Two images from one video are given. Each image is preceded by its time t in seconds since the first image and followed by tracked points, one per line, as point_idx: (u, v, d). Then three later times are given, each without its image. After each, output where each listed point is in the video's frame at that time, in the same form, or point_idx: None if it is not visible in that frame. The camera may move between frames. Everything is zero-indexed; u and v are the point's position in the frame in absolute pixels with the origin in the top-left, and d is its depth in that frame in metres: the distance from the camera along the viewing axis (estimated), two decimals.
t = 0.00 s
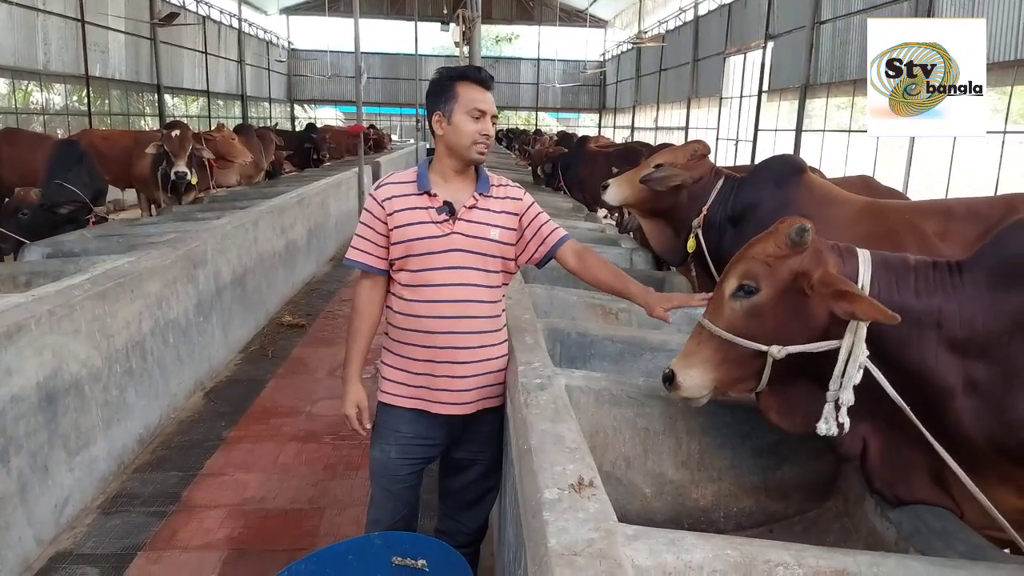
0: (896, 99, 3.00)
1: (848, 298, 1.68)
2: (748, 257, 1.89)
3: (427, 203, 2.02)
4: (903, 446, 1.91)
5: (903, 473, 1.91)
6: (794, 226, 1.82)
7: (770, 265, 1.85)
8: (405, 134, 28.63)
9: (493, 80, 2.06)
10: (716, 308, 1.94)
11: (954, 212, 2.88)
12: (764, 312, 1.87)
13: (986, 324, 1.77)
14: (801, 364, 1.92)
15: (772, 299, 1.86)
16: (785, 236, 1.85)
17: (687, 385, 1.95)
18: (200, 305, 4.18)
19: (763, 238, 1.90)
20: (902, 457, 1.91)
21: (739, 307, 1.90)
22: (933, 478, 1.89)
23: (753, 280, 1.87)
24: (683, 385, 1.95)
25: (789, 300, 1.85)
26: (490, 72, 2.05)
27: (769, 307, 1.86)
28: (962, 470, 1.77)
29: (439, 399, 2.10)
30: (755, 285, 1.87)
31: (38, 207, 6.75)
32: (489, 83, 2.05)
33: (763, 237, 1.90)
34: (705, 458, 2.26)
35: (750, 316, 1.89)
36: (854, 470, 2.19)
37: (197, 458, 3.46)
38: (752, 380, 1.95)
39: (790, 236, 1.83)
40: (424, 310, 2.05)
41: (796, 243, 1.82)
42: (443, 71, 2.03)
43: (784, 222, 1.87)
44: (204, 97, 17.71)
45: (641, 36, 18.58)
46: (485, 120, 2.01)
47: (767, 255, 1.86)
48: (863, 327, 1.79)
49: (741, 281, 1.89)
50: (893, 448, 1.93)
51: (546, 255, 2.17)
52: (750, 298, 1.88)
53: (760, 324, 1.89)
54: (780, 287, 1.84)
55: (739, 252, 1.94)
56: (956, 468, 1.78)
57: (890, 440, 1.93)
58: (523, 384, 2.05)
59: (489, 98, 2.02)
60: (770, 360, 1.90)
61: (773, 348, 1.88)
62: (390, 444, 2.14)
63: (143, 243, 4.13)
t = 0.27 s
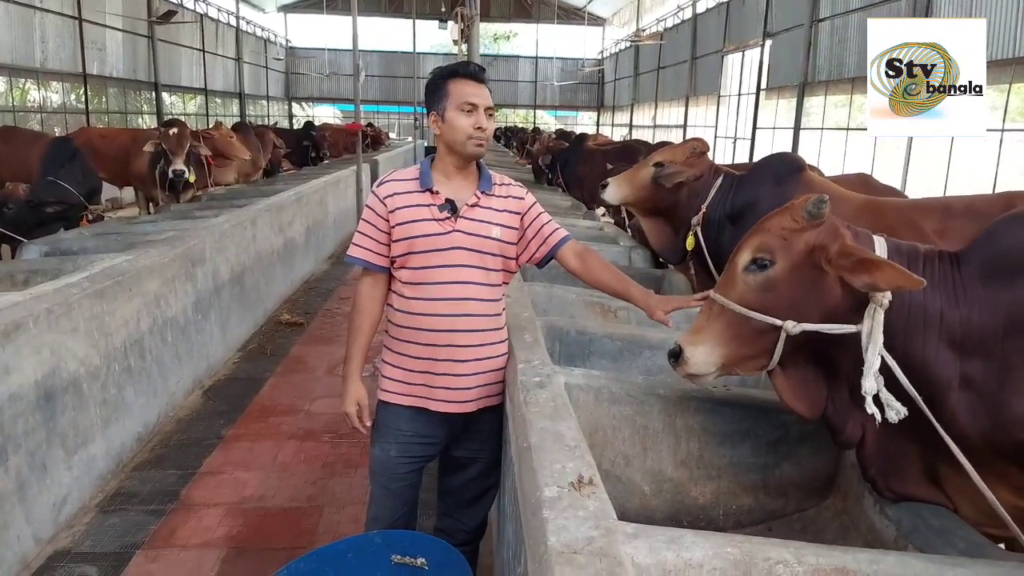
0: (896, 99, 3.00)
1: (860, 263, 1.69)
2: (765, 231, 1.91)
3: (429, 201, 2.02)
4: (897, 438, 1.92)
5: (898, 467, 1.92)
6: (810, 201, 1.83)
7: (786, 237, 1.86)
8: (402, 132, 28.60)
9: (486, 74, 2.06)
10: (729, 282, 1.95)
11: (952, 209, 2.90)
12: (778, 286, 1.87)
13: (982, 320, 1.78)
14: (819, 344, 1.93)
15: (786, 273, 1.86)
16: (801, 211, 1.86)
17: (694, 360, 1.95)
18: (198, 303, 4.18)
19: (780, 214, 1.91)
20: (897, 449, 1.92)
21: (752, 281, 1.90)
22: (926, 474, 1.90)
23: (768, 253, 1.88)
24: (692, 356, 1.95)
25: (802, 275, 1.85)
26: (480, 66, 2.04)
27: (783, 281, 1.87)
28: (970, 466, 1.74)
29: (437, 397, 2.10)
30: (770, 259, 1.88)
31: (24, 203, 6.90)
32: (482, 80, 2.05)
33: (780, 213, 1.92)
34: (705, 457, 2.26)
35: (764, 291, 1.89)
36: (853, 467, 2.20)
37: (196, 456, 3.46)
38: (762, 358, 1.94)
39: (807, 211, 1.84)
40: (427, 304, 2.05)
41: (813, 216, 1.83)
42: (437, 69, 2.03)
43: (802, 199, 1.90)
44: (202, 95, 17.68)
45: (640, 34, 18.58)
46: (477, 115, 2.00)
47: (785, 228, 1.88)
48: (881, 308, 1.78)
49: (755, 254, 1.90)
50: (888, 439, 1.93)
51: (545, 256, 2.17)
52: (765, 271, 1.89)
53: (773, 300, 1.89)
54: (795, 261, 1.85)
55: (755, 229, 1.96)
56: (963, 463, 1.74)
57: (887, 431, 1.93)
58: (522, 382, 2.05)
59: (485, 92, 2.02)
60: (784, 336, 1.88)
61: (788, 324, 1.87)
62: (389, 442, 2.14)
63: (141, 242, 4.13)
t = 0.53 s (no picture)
0: (896, 99, 2.99)
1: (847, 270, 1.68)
2: (758, 232, 1.89)
3: (428, 198, 2.01)
4: (893, 439, 1.91)
5: (896, 470, 1.91)
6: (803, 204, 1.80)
7: (776, 238, 1.85)
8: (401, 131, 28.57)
9: (489, 74, 2.04)
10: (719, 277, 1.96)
11: (950, 208, 2.92)
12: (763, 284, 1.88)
13: (979, 320, 1.77)
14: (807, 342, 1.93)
15: (774, 272, 1.86)
16: (794, 211, 1.83)
17: (675, 345, 1.99)
18: (196, 302, 4.17)
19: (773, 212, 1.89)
20: (891, 450, 1.90)
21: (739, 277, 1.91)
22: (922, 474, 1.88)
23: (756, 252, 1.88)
24: (673, 342, 1.99)
25: (789, 276, 1.85)
26: (484, 65, 2.02)
27: (770, 280, 1.87)
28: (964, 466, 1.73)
29: (436, 396, 2.10)
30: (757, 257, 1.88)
31: (19, 199, 6.91)
32: (487, 79, 2.04)
33: (774, 212, 1.89)
34: (703, 455, 2.26)
35: (750, 287, 1.90)
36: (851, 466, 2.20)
37: (193, 455, 3.45)
38: (744, 348, 1.97)
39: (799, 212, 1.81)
40: (424, 303, 2.04)
41: (805, 220, 1.80)
42: (439, 66, 2.02)
43: (798, 200, 1.86)
44: (200, 93, 17.65)
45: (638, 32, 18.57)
46: (479, 115, 1.99)
47: (777, 229, 1.86)
48: (869, 314, 1.76)
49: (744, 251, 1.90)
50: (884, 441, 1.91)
51: (547, 251, 2.15)
52: (752, 268, 1.89)
53: (757, 295, 1.90)
54: (783, 260, 1.85)
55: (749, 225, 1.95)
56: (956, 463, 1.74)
57: (884, 432, 1.92)
58: (520, 380, 2.05)
59: (487, 93, 2.01)
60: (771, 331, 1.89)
61: (775, 321, 1.87)
62: (387, 441, 2.14)
63: (138, 240, 4.12)
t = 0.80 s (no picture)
0: (896, 98, 2.99)
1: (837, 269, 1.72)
2: (735, 248, 1.92)
3: (424, 197, 2.01)
4: (891, 439, 1.90)
5: (892, 470, 1.90)
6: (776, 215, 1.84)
7: (754, 253, 1.87)
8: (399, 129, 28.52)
9: (494, 74, 2.04)
10: (708, 296, 1.99)
11: (949, 206, 2.91)
12: (750, 298, 1.90)
13: (973, 318, 1.77)
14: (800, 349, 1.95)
15: (758, 285, 1.88)
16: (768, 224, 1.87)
17: (677, 367, 2.01)
18: (194, 300, 4.16)
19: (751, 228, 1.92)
20: (890, 449, 1.90)
21: (727, 294, 1.93)
22: (920, 474, 1.88)
23: (739, 267, 1.91)
24: (674, 365, 2.02)
25: (775, 287, 1.87)
26: (490, 67, 2.03)
27: (755, 294, 1.89)
28: (959, 466, 1.74)
29: (432, 394, 2.09)
30: (743, 272, 1.90)
31: (23, 199, 6.87)
32: (490, 79, 2.04)
33: (750, 227, 1.92)
34: (700, 453, 2.26)
35: (738, 303, 1.92)
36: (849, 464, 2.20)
37: (191, 453, 3.45)
38: (744, 364, 1.98)
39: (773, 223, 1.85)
40: (419, 303, 2.04)
41: (779, 231, 1.82)
42: (445, 63, 2.01)
43: (770, 211, 1.89)
44: (198, 91, 17.62)
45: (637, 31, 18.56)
46: (484, 116, 1.99)
47: (755, 243, 1.89)
48: (857, 317, 1.76)
49: (728, 269, 1.93)
50: (882, 442, 1.91)
51: (542, 252, 2.16)
52: (738, 284, 1.91)
53: (747, 310, 1.92)
54: (766, 273, 1.87)
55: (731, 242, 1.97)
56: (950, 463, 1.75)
57: (881, 432, 1.91)
58: (518, 379, 2.05)
59: (490, 93, 2.01)
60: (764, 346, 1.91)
61: (766, 336, 1.89)
62: (384, 440, 2.14)
63: (136, 238, 4.12)
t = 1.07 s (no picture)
0: (896, 98, 2.99)
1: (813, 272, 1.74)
2: (712, 272, 1.93)
3: (422, 195, 2.01)
4: (889, 439, 1.89)
5: (888, 470, 1.90)
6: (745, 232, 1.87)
7: (730, 271, 1.88)
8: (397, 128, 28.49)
9: (490, 71, 2.04)
10: (695, 325, 1.96)
11: (947, 204, 2.92)
12: (735, 319, 1.87)
13: (968, 317, 1.77)
14: (796, 364, 1.91)
15: (740, 303, 1.86)
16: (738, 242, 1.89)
17: (678, 401, 1.97)
18: (192, 299, 4.16)
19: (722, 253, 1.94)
20: (887, 450, 1.89)
21: (712, 318, 1.90)
22: (918, 474, 1.88)
23: (718, 289, 1.89)
24: (676, 400, 1.97)
25: (756, 302, 1.85)
26: (485, 64, 2.03)
27: (739, 313, 1.87)
28: (955, 467, 1.75)
29: (429, 393, 2.09)
30: (721, 294, 1.88)
31: (30, 193, 6.90)
32: (486, 76, 2.03)
33: (724, 251, 1.95)
34: (699, 451, 2.26)
35: (723, 325, 1.89)
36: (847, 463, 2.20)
37: (189, 452, 3.44)
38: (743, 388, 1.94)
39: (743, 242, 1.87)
40: (415, 302, 2.04)
41: (750, 246, 1.86)
42: (441, 61, 2.01)
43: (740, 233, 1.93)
44: (196, 90, 17.60)
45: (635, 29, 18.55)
46: (482, 113, 2.00)
47: (729, 263, 1.90)
48: (842, 323, 1.76)
49: (708, 293, 1.91)
50: (879, 442, 1.90)
51: (540, 252, 2.16)
52: (720, 306, 1.89)
53: (733, 332, 1.89)
54: (746, 291, 1.86)
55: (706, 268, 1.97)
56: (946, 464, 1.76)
57: (877, 432, 1.90)
58: (516, 378, 2.04)
59: (488, 90, 2.01)
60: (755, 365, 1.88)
61: (755, 354, 1.87)
62: (381, 438, 2.13)
63: (134, 237, 4.11)
